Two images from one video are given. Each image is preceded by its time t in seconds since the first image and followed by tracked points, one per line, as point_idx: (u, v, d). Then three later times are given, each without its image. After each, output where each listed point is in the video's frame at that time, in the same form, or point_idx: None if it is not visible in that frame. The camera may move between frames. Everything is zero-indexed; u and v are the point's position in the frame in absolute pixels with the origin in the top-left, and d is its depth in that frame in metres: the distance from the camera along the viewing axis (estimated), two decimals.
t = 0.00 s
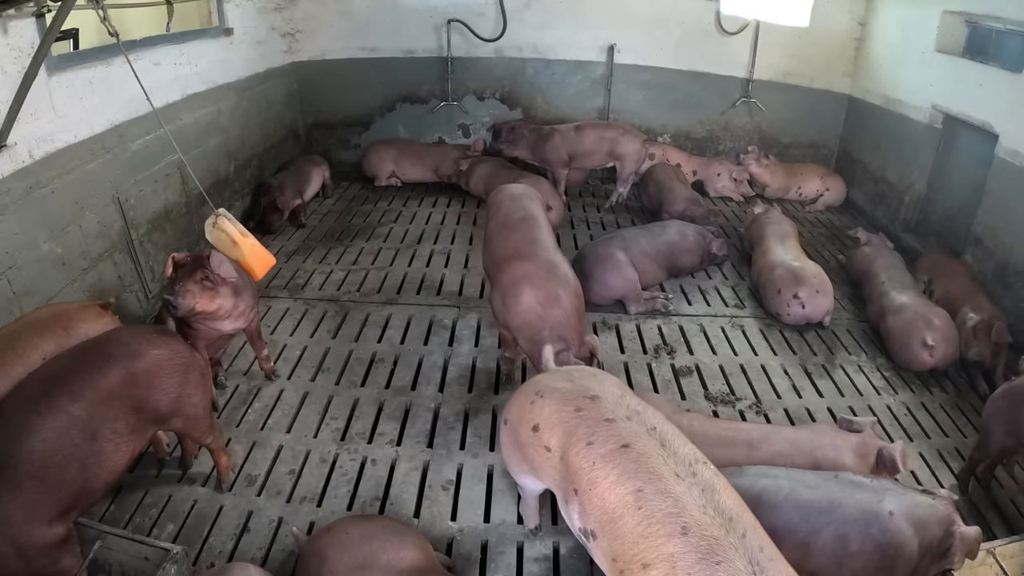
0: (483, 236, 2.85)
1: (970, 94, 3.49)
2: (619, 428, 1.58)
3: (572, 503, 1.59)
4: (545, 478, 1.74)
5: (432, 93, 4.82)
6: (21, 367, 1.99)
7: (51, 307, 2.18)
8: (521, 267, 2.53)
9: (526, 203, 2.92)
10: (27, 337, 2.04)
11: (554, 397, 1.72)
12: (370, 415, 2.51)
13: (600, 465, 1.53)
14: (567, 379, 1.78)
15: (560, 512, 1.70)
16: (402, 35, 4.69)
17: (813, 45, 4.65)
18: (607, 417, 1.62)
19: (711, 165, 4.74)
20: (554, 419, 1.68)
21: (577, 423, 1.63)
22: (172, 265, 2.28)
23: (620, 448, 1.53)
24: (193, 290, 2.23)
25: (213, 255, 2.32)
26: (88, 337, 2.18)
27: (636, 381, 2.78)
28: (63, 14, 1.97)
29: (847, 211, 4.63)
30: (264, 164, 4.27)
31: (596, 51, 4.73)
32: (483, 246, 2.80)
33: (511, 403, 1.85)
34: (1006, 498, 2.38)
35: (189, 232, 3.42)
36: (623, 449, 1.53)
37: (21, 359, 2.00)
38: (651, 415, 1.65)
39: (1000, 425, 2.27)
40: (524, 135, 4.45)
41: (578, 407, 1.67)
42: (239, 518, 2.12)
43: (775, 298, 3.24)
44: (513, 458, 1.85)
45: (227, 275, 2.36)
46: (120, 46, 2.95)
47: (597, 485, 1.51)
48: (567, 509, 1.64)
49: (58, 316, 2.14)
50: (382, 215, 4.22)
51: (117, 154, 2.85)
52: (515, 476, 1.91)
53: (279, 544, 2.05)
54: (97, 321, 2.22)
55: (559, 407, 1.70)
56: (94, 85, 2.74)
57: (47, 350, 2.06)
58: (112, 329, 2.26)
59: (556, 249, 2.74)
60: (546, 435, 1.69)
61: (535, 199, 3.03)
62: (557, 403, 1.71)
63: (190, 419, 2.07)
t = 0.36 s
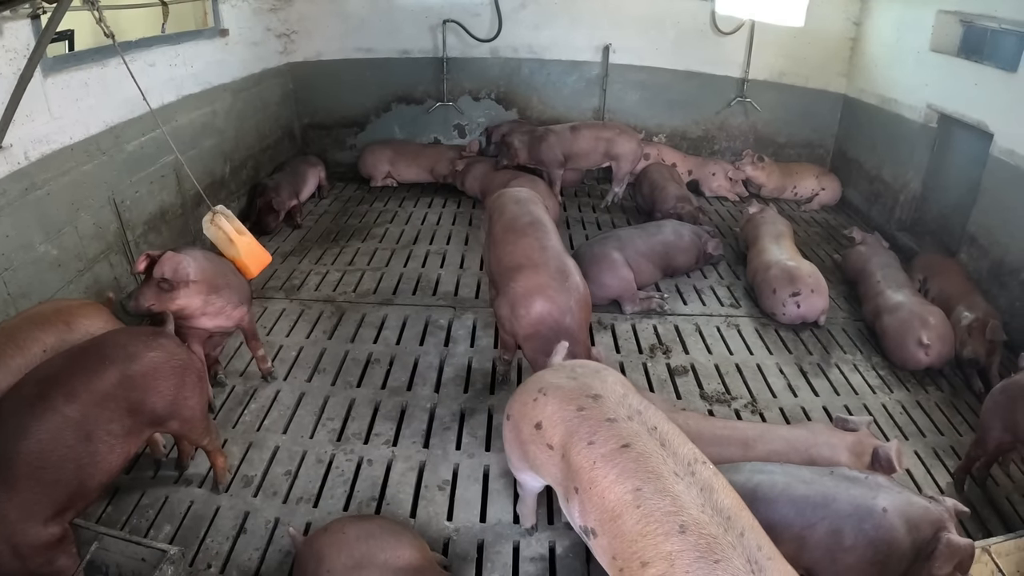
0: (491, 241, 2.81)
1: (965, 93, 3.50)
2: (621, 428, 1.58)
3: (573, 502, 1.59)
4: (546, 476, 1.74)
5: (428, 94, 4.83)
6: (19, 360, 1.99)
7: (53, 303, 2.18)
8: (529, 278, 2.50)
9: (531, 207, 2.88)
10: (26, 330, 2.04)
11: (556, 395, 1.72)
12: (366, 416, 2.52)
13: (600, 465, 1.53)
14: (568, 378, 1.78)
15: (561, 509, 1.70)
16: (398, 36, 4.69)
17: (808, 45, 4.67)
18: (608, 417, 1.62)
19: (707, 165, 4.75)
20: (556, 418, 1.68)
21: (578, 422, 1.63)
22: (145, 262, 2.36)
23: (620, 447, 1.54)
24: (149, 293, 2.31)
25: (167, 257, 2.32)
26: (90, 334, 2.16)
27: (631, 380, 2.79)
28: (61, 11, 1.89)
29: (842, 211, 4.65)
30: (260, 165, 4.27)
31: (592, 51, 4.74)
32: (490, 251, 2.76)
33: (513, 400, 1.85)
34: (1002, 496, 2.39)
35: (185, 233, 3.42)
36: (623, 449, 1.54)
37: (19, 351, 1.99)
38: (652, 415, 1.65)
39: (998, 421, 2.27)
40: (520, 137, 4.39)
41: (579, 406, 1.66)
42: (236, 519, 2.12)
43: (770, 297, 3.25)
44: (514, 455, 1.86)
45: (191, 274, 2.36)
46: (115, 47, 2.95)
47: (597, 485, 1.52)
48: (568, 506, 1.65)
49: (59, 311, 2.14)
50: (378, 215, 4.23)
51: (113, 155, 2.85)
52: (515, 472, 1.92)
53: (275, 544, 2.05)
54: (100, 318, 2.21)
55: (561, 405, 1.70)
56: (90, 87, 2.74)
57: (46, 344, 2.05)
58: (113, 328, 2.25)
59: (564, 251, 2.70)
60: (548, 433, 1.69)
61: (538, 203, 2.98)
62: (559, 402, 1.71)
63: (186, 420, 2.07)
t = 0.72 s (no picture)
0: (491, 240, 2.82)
1: (959, 92, 3.52)
2: (616, 424, 1.59)
3: (568, 498, 1.60)
4: (539, 472, 1.75)
5: (423, 94, 4.83)
6: (24, 355, 1.99)
7: (60, 298, 2.19)
8: (521, 277, 2.51)
9: (531, 206, 2.89)
10: (31, 324, 2.05)
11: (551, 393, 1.73)
12: (361, 415, 2.52)
13: (596, 461, 1.54)
14: (562, 375, 1.78)
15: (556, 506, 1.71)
16: (393, 36, 4.69)
17: (803, 44, 4.68)
18: (603, 414, 1.62)
19: (701, 164, 4.76)
20: (551, 416, 1.69)
21: (573, 420, 1.63)
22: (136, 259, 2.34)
23: (616, 444, 1.55)
24: (137, 289, 2.29)
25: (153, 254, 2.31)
26: (95, 329, 2.17)
27: (626, 379, 2.80)
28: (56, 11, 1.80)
29: (837, 209, 4.67)
30: (255, 165, 4.27)
31: (587, 51, 4.75)
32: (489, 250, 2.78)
33: (507, 397, 1.85)
34: (996, 494, 2.40)
35: (180, 233, 3.42)
36: (618, 445, 1.55)
37: (23, 343, 2.00)
38: (645, 412, 1.66)
39: (994, 416, 2.29)
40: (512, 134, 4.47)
41: (574, 403, 1.67)
42: (232, 519, 2.13)
43: (764, 295, 3.26)
44: (508, 452, 1.86)
45: (179, 271, 2.35)
46: (110, 49, 2.95)
47: (592, 481, 1.53)
48: (562, 503, 1.65)
49: (65, 306, 2.15)
50: (373, 215, 4.23)
51: (108, 157, 2.85)
52: (510, 470, 1.93)
53: (271, 544, 2.06)
54: (105, 314, 2.22)
55: (555, 403, 1.70)
56: (85, 88, 2.74)
57: (52, 339, 2.06)
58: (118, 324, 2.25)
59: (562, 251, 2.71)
60: (543, 430, 1.69)
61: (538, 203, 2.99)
62: (554, 400, 1.71)
63: (181, 419, 2.08)
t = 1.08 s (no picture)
0: (485, 234, 2.84)
1: (951, 85, 3.53)
2: (608, 418, 1.60)
3: (561, 491, 1.61)
4: (532, 464, 1.76)
5: (415, 89, 4.82)
6: (21, 352, 1.99)
7: (54, 296, 2.19)
8: (509, 269, 2.52)
9: (526, 201, 2.89)
10: (29, 322, 2.04)
11: (543, 386, 1.73)
12: (356, 411, 2.52)
13: (588, 454, 1.55)
14: (554, 367, 1.79)
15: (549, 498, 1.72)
16: (385, 31, 4.68)
17: (795, 37, 4.69)
18: (596, 408, 1.63)
19: (694, 158, 4.76)
20: (544, 409, 1.69)
21: (566, 414, 1.64)
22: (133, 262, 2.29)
23: (608, 437, 1.55)
24: (151, 292, 2.27)
25: (166, 256, 2.25)
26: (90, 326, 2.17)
27: (620, 372, 2.80)
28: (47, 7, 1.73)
29: (830, 202, 4.68)
30: (247, 162, 4.25)
31: (579, 45, 4.74)
32: (483, 243, 2.80)
33: (500, 388, 1.86)
34: (991, 484, 2.42)
35: (173, 231, 3.40)
36: (610, 438, 1.55)
37: (21, 341, 2.00)
38: (638, 405, 1.67)
39: (988, 408, 2.31)
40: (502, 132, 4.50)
41: (567, 397, 1.67)
42: (227, 516, 2.13)
43: (758, 288, 3.27)
44: (502, 445, 1.87)
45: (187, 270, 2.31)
46: (101, 46, 2.93)
47: (584, 474, 1.54)
48: (556, 495, 1.66)
49: (61, 304, 2.15)
50: (366, 211, 4.22)
51: (100, 155, 2.84)
52: (503, 463, 1.93)
53: (268, 540, 2.06)
54: (101, 311, 2.23)
55: (548, 396, 1.70)
56: (76, 86, 2.72)
57: (48, 335, 2.05)
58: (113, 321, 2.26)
59: (554, 245, 2.71)
60: (535, 423, 1.70)
61: (535, 197, 3.00)
62: (546, 392, 1.71)
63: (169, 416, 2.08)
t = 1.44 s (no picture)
0: (477, 225, 2.84)
1: (945, 75, 3.53)
2: (598, 409, 1.60)
3: (551, 482, 1.61)
4: (524, 455, 1.76)
5: (407, 81, 4.80)
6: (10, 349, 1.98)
7: (44, 292, 2.18)
8: (500, 260, 2.52)
9: (519, 193, 2.90)
10: (19, 320, 2.03)
11: (534, 376, 1.72)
12: (350, 404, 2.51)
13: (577, 445, 1.55)
14: (545, 357, 1.78)
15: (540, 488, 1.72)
16: (376, 24, 4.65)
17: (788, 28, 4.68)
18: (586, 399, 1.63)
19: (687, 149, 4.75)
20: (534, 399, 1.69)
21: (556, 404, 1.64)
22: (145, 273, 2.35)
23: (598, 428, 1.55)
24: (163, 302, 2.28)
25: (182, 263, 2.28)
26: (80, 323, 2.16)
27: (614, 363, 2.80)
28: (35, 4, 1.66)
29: (823, 192, 4.68)
30: (239, 157, 4.23)
31: (571, 37, 4.73)
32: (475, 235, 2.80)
33: (490, 379, 1.85)
34: (985, 473, 2.43)
35: (165, 226, 3.38)
36: (600, 429, 1.55)
37: (10, 339, 1.99)
38: (629, 396, 1.66)
39: (980, 398, 2.32)
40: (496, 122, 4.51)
41: (557, 387, 1.67)
42: (222, 512, 2.12)
43: (751, 278, 3.28)
44: (493, 435, 1.86)
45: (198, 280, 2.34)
46: (91, 41, 2.90)
47: (574, 465, 1.54)
48: (546, 486, 1.66)
49: (51, 300, 2.14)
50: (359, 204, 4.20)
51: (90, 150, 2.82)
52: (496, 454, 1.93)
53: (262, 535, 2.06)
54: (91, 308, 2.21)
55: (538, 386, 1.70)
56: (66, 82, 2.70)
57: (37, 333, 2.04)
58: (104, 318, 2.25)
59: (546, 236, 2.70)
60: (526, 414, 1.69)
61: (528, 190, 3.00)
62: (537, 382, 1.71)
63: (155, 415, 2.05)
